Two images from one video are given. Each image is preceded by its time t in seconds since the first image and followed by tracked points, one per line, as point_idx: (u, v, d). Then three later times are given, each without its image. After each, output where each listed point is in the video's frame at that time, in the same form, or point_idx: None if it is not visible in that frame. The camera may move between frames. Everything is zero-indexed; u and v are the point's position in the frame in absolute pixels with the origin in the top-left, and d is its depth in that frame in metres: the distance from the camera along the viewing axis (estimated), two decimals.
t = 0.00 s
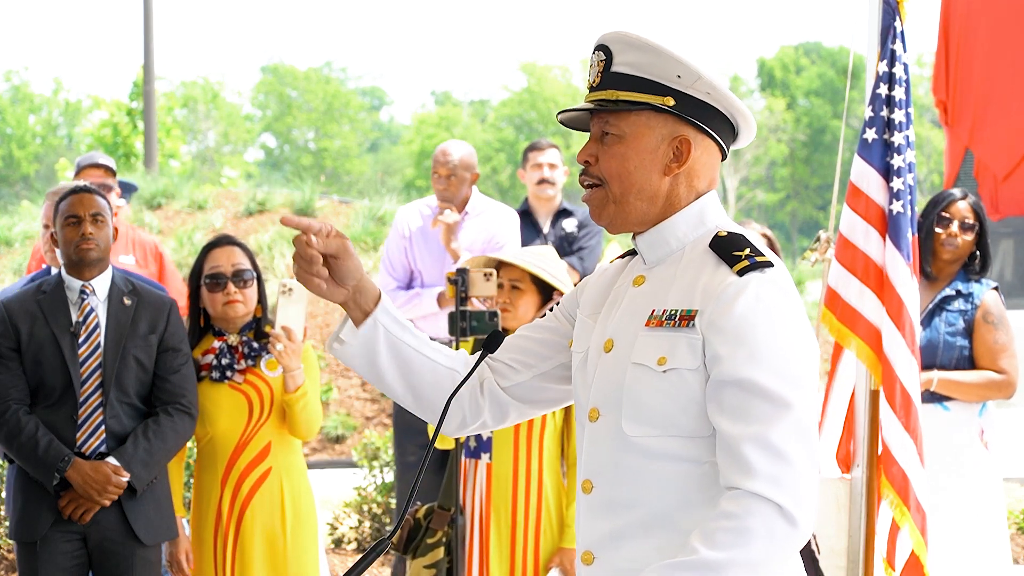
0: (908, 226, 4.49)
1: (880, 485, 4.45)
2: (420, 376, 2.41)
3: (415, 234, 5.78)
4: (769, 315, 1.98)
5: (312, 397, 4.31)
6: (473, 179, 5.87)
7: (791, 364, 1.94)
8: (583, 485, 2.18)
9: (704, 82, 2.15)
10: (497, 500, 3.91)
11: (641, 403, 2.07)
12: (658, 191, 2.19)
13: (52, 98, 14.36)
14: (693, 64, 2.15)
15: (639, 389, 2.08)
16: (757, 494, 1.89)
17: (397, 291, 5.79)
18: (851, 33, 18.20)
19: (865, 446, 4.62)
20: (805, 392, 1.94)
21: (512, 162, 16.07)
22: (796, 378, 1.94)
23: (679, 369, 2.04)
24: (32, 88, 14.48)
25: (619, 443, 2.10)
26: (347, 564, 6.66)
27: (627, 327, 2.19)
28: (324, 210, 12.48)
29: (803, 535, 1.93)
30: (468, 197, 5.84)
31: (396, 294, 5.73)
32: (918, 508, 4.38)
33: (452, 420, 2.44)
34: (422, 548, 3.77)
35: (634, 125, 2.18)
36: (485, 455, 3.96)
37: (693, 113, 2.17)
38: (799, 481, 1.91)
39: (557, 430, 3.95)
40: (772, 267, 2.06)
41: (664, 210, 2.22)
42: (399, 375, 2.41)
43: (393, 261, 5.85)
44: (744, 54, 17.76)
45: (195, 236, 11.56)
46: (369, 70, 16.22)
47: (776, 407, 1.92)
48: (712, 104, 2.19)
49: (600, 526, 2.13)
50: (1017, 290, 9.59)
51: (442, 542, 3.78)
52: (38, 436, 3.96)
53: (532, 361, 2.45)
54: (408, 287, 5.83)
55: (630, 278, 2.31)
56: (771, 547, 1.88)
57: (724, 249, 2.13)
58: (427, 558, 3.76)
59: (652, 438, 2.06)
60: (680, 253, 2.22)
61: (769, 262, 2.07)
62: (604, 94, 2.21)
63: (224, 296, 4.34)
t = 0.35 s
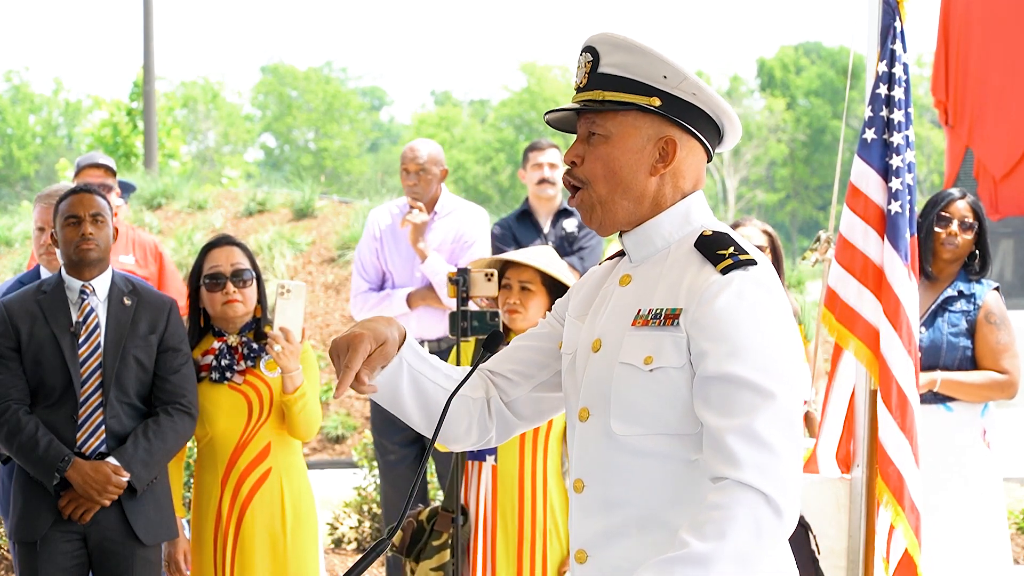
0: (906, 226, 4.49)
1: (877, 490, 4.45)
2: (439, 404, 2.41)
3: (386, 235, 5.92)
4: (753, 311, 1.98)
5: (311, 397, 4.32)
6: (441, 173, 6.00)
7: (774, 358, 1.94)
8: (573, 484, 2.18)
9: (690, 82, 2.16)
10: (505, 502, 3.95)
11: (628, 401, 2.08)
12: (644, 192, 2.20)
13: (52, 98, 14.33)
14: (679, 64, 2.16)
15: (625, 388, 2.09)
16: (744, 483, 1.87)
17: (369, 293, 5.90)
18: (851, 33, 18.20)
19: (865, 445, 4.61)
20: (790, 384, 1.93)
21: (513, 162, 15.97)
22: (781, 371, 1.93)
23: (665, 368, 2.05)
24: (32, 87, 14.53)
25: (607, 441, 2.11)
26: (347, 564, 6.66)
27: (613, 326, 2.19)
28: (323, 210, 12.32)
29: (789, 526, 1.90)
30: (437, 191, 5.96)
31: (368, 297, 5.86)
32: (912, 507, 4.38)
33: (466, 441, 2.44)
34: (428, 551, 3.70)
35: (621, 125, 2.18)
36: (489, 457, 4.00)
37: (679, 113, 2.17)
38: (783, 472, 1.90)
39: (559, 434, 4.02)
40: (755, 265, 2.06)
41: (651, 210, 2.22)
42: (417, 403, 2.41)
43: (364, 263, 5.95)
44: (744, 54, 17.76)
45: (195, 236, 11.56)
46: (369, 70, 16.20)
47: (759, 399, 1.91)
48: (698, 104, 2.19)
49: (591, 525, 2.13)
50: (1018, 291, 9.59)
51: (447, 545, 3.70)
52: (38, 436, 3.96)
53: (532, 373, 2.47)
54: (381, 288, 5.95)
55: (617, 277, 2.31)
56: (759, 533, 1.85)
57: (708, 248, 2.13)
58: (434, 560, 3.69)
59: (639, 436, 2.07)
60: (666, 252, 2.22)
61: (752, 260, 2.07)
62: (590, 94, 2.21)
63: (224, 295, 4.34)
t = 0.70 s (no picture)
0: (904, 227, 4.49)
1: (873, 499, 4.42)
2: (442, 384, 2.46)
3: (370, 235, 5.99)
4: (752, 310, 1.98)
5: (312, 396, 4.31)
6: (424, 171, 6.06)
7: (771, 357, 1.94)
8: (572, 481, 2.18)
9: (690, 83, 2.16)
10: (507, 503, 3.94)
11: (626, 399, 2.08)
12: (646, 192, 2.19)
13: (52, 99, 14.33)
14: (679, 66, 2.16)
15: (624, 387, 2.09)
16: (740, 480, 1.87)
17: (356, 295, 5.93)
18: (850, 33, 18.20)
19: (864, 446, 4.60)
20: (786, 382, 1.93)
21: (513, 162, 15.93)
22: (778, 370, 1.93)
23: (666, 367, 2.05)
24: (32, 88, 14.54)
25: (605, 440, 2.11)
26: (347, 564, 6.66)
27: (614, 324, 2.19)
28: (324, 210, 12.39)
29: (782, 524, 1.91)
30: (421, 191, 5.98)
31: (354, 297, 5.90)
32: (905, 504, 4.38)
33: (465, 431, 2.45)
34: (429, 552, 3.68)
35: (622, 127, 2.18)
36: (492, 459, 3.98)
37: (680, 114, 2.17)
38: (779, 471, 1.90)
39: (561, 435, 4.03)
40: (756, 265, 2.06)
41: (652, 211, 2.22)
42: (422, 381, 2.46)
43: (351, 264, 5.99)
44: (744, 54, 17.77)
45: (195, 236, 11.56)
46: (369, 70, 16.22)
47: (756, 397, 1.91)
48: (698, 104, 2.19)
49: (590, 523, 2.13)
50: (1017, 291, 9.59)
51: (449, 547, 3.67)
52: (38, 436, 3.96)
53: (535, 370, 2.46)
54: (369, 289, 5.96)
55: (619, 277, 2.31)
56: (754, 532, 1.86)
57: (709, 249, 2.13)
58: (436, 562, 3.68)
59: (637, 435, 2.07)
60: (668, 251, 2.22)
61: (753, 260, 2.07)
62: (592, 97, 2.21)
63: (224, 295, 4.34)
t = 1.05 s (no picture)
0: (906, 226, 4.50)
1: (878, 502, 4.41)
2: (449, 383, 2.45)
3: (380, 235, 5.99)
4: (758, 313, 1.98)
5: (312, 394, 4.29)
6: (435, 171, 6.05)
7: (780, 362, 1.94)
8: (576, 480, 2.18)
9: (705, 83, 2.15)
10: (505, 502, 3.94)
11: (633, 399, 2.08)
12: (659, 192, 2.20)
13: (52, 98, 14.32)
14: (694, 66, 2.15)
15: (629, 387, 2.09)
16: (750, 486, 1.86)
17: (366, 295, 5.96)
18: (851, 33, 18.19)
19: (864, 445, 4.60)
20: (794, 389, 1.93)
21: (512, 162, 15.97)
22: (788, 376, 1.93)
23: (671, 368, 2.05)
24: (32, 88, 14.51)
25: (608, 439, 2.11)
26: (347, 564, 6.67)
27: (622, 324, 2.19)
28: (324, 210, 12.39)
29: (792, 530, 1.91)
30: (433, 190, 5.96)
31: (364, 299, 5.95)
32: (908, 505, 4.37)
33: (475, 430, 2.45)
34: (429, 553, 3.67)
35: (636, 127, 2.18)
36: (490, 459, 4.00)
37: (695, 114, 2.16)
38: (788, 475, 1.90)
39: (560, 436, 4.03)
40: (765, 269, 2.06)
41: (665, 210, 2.23)
42: (428, 380, 2.45)
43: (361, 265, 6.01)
44: (744, 54, 17.77)
45: (195, 236, 11.56)
46: (368, 70, 16.19)
47: (767, 405, 1.91)
48: (713, 104, 2.18)
49: (590, 521, 2.14)
50: (1018, 291, 9.59)
51: (449, 547, 3.67)
52: (38, 436, 3.96)
53: (544, 368, 2.47)
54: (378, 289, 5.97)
55: (631, 276, 2.32)
56: (764, 537, 1.85)
57: (719, 250, 2.12)
58: (436, 562, 3.66)
59: (641, 435, 2.07)
60: (679, 252, 2.23)
61: (762, 263, 2.07)
62: (607, 97, 2.21)
63: (225, 296, 4.34)
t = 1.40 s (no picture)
0: (910, 226, 4.48)
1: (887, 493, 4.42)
2: (456, 380, 2.44)
3: (396, 234, 5.99)
4: (767, 322, 1.98)
5: (311, 393, 4.28)
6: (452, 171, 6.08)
7: (790, 372, 1.94)
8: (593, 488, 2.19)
9: (710, 89, 2.15)
10: (504, 501, 3.94)
11: (646, 411, 2.08)
12: (669, 199, 2.20)
13: (52, 99, 14.33)
14: (699, 71, 2.14)
15: (643, 396, 2.09)
16: (762, 498, 1.87)
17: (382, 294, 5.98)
18: (851, 33, 18.19)
19: (864, 446, 4.62)
20: (807, 401, 1.93)
21: (512, 162, 16.08)
22: (799, 387, 1.93)
23: (682, 379, 2.04)
24: (32, 88, 14.50)
25: (622, 449, 2.12)
26: (347, 564, 6.68)
27: (636, 331, 2.20)
28: (324, 210, 12.39)
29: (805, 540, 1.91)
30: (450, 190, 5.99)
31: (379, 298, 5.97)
32: (921, 504, 4.37)
33: (488, 432, 2.46)
34: (428, 554, 3.69)
35: (643, 134, 2.18)
36: (489, 459, 3.99)
37: (702, 119, 2.16)
38: (801, 484, 1.90)
39: (558, 437, 4.03)
40: (775, 276, 2.04)
41: (676, 216, 2.23)
42: (434, 375, 2.44)
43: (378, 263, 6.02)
44: (744, 54, 17.78)
45: (195, 236, 11.56)
46: (368, 70, 16.20)
47: (778, 416, 1.90)
48: (721, 109, 2.17)
49: (607, 529, 2.14)
50: (1017, 291, 9.59)
51: (448, 548, 3.68)
52: (38, 436, 3.96)
53: (562, 371, 2.48)
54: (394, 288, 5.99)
55: (644, 282, 2.32)
56: (774, 547, 1.86)
57: (729, 256, 2.12)
58: (435, 562, 3.67)
59: (656, 445, 2.07)
60: (691, 258, 2.22)
61: (771, 270, 2.05)
62: (613, 104, 2.23)
63: (227, 295, 4.32)
